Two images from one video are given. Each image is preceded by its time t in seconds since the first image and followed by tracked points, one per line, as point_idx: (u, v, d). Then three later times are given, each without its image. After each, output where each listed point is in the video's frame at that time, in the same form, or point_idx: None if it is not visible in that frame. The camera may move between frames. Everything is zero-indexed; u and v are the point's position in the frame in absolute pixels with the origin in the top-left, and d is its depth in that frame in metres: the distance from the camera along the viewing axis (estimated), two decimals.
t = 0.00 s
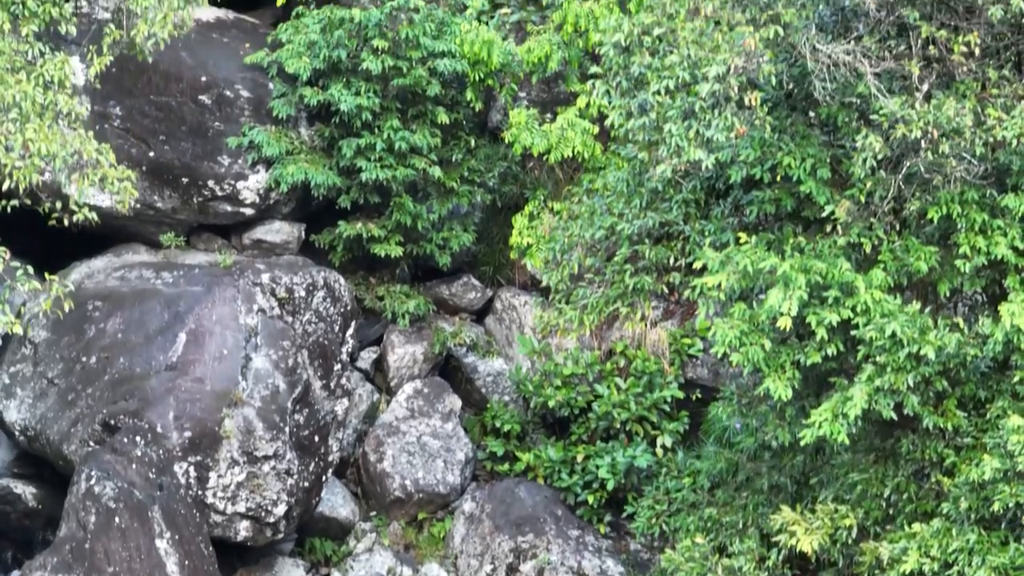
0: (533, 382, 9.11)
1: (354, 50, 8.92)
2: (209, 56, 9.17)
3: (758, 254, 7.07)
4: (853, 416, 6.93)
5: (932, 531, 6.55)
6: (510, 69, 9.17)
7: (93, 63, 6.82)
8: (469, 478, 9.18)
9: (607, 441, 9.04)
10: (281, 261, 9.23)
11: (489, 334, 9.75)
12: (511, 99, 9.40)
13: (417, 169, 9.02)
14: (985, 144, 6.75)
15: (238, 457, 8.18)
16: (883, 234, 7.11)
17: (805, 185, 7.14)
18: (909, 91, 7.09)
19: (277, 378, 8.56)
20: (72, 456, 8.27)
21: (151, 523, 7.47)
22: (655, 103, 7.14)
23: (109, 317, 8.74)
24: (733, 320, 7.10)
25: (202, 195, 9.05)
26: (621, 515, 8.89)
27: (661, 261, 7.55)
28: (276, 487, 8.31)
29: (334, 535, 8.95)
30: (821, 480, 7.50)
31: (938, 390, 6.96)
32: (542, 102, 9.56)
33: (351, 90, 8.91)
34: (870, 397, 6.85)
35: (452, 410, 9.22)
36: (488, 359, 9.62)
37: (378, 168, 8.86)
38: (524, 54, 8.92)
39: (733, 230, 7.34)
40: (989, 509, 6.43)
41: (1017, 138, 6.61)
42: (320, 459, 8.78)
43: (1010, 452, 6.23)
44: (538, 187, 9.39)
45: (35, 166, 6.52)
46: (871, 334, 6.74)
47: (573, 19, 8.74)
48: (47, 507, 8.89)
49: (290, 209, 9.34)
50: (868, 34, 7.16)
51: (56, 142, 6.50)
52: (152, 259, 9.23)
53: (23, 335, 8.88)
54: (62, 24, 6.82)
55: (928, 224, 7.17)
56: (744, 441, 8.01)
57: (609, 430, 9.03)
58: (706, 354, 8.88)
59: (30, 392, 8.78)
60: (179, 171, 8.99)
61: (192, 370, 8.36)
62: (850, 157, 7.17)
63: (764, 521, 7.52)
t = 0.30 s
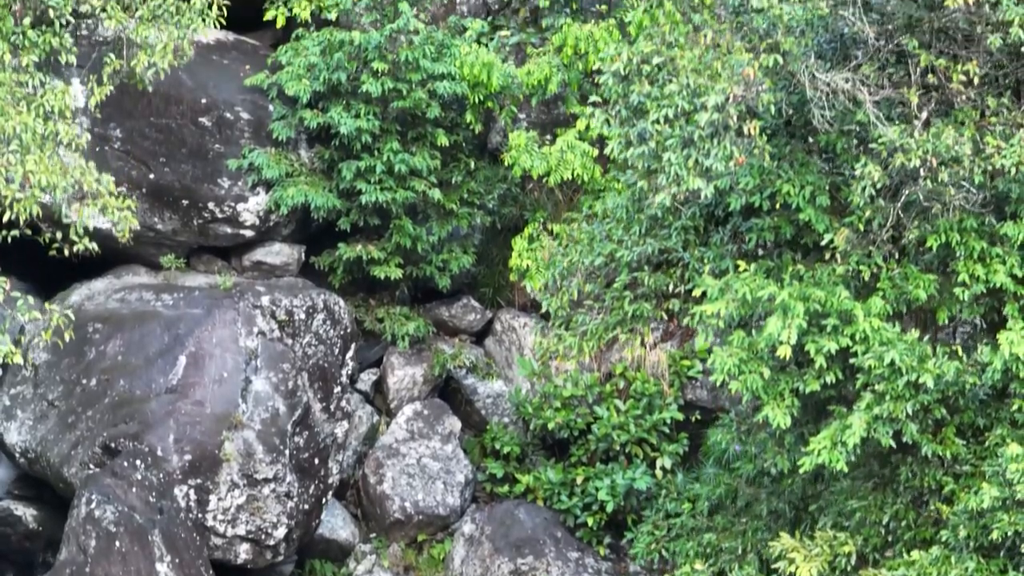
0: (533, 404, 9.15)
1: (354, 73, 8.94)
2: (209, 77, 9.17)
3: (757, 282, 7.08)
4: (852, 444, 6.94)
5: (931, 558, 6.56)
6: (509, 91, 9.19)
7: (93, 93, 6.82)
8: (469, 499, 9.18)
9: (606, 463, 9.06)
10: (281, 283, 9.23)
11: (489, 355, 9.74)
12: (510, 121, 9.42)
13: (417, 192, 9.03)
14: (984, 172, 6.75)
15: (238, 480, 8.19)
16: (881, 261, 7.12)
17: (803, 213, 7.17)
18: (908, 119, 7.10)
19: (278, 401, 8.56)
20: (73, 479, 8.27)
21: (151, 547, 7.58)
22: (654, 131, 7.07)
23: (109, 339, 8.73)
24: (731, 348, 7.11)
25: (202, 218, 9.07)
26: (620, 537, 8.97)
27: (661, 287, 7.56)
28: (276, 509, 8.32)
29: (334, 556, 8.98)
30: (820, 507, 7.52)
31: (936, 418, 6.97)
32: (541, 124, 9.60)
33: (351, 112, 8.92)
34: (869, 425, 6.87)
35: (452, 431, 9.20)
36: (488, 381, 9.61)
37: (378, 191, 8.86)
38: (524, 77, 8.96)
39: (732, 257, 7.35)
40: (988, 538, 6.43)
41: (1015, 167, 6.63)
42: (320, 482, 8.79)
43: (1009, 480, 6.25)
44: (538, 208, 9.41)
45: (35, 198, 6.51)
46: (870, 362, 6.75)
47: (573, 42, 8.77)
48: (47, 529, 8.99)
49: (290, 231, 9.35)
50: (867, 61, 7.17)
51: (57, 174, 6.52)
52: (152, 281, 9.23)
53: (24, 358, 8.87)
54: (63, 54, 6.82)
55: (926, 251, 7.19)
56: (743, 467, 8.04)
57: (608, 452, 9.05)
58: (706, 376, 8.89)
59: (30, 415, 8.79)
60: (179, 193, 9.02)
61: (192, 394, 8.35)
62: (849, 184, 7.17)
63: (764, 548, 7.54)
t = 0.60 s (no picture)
0: (532, 427, 9.15)
1: (354, 96, 8.97)
2: (209, 100, 9.17)
3: (755, 310, 7.09)
4: (850, 473, 6.94)
5: None
6: (508, 114, 9.20)
7: (93, 124, 6.84)
8: (469, 521, 9.12)
9: (606, 486, 9.07)
10: (281, 306, 9.22)
11: (488, 378, 9.68)
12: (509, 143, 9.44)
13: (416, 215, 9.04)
14: (982, 202, 6.77)
15: (238, 504, 8.18)
16: (880, 290, 7.13)
17: (802, 242, 7.20)
18: (906, 148, 7.10)
19: (277, 425, 8.55)
20: (73, 503, 8.33)
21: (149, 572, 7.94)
22: (654, 164, 7.12)
23: (109, 362, 8.71)
24: (729, 376, 7.13)
25: (202, 241, 9.08)
26: (620, 560, 8.97)
27: (660, 315, 7.57)
28: (277, 533, 8.29)
29: None
30: (819, 535, 7.53)
31: (935, 447, 6.96)
32: (541, 146, 9.61)
33: (351, 136, 8.94)
34: (867, 454, 6.88)
35: (452, 454, 9.18)
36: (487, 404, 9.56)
37: (377, 214, 8.87)
38: (523, 100, 8.97)
39: (731, 285, 7.37)
40: (987, 567, 6.44)
41: (1013, 196, 6.65)
42: (320, 505, 8.76)
43: (1007, 509, 6.26)
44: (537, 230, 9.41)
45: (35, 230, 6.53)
46: (868, 392, 6.76)
47: (572, 65, 8.78)
48: (47, 551, 9.05)
49: (290, 254, 9.35)
50: (867, 91, 7.17)
51: (57, 206, 6.51)
52: (152, 303, 9.21)
53: (23, 381, 8.81)
54: (63, 84, 6.83)
55: (925, 280, 7.19)
56: (742, 493, 8.06)
57: (608, 474, 9.08)
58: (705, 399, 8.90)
59: (30, 438, 8.75)
60: (179, 216, 9.04)
61: (192, 418, 8.36)
62: (848, 213, 7.18)
63: None
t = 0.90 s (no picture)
0: (531, 448, 9.14)
1: (353, 118, 8.99)
2: (209, 121, 9.18)
3: (754, 338, 7.11)
4: (848, 500, 6.94)
5: None
6: (508, 135, 9.14)
7: (92, 153, 6.85)
8: (468, 543, 8.99)
9: (604, 507, 9.09)
10: (281, 327, 9.23)
11: (487, 400, 9.67)
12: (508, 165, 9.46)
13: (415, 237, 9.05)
14: (980, 230, 6.78)
15: (237, 527, 8.19)
16: (877, 317, 7.15)
17: (800, 270, 7.23)
18: (904, 176, 7.11)
19: (277, 447, 8.55)
20: (72, 525, 8.32)
21: None
22: (651, 191, 7.05)
23: (109, 385, 8.70)
24: (728, 405, 7.11)
25: (202, 262, 9.09)
26: None
27: (658, 342, 7.58)
28: (276, 556, 8.31)
29: None
30: (817, 562, 7.55)
31: (932, 474, 6.97)
32: (539, 167, 9.63)
33: (350, 158, 8.96)
34: (865, 482, 6.89)
35: (450, 475, 9.09)
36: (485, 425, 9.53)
37: (376, 236, 8.87)
38: (522, 122, 8.89)
39: (729, 312, 7.38)
40: None
41: (1012, 225, 6.64)
42: (320, 527, 8.78)
43: (1005, 538, 6.28)
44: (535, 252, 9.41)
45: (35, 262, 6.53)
46: (866, 420, 6.78)
47: (571, 88, 8.78)
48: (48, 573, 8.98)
49: (290, 276, 9.37)
50: (864, 120, 7.19)
51: (56, 237, 6.52)
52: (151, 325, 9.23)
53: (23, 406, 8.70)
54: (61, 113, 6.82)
55: (922, 307, 7.20)
56: (740, 519, 8.10)
57: (606, 496, 9.10)
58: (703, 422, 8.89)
59: (30, 459, 8.76)
60: (178, 238, 9.05)
61: (192, 441, 8.37)
62: (846, 241, 7.20)
63: None
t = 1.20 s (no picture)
0: (530, 471, 9.16)
1: (352, 141, 9.00)
2: (209, 144, 9.19)
3: (752, 366, 7.11)
4: (846, 529, 6.94)
5: None
6: (507, 158, 9.16)
7: (92, 183, 6.89)
8: (467, 565, 8.97)
9: (603, 529, 9.11)
10: (281, 349, 9.24)
11: (487, 422, 9.64)
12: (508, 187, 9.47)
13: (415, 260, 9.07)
14: (978, 259, 6.78)
15: (236, 550, 8.20)
16: (876, 346, 7.16)
17: (799, 298, 7.24)
18: (903, 205, 7.11)
19: (276, 470, 8.57)
20: (72, 548, 8.27)
21: None
22: (651, 222, 7.04)
23: (109, 407, 8.66)
24: (726, 433, 7.15)
25: (201, 284, 9.09)
26: None
27: (657, 369, 7.58)
28: None
29: None
30: None
31: (930, 503, 6.99)
32: (538, 188, 9.64)
33: (349, 181, 8.96)
34: (864, 511, 6.87)
35: (449, 497, 9.09)
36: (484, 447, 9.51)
37: (376, 259, 8.88)
38: (521, 146, 8.95)
39: (728, 339, 7.39)
40: None
41: (1010, 254, 6.65)
42: (319, 550, 8.80)
43: (1004, 568, 6.30)
44: (534, 274, 9.42)
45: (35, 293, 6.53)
46: (865, 449, 6.79)
47: (570, 110, 8.79)
48: None
49: (289, 298, 9.38)
50: (863, 149, 7.21)
51: (55, 267, 6.53)
52: (151, 347, 9.22)
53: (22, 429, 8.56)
54: (61, 143, 6.83)
55: (920, 335, 7.22)
56: (739, 546, 8.13)
57: (605, 518, 9.11)
58: (703, 444, 8.83)
59: (30, 482, 8.71)
60: (178, 261, 9.06)
61: (191, 464, 8.34)
62: (844, 269, 7.21)
63: None
